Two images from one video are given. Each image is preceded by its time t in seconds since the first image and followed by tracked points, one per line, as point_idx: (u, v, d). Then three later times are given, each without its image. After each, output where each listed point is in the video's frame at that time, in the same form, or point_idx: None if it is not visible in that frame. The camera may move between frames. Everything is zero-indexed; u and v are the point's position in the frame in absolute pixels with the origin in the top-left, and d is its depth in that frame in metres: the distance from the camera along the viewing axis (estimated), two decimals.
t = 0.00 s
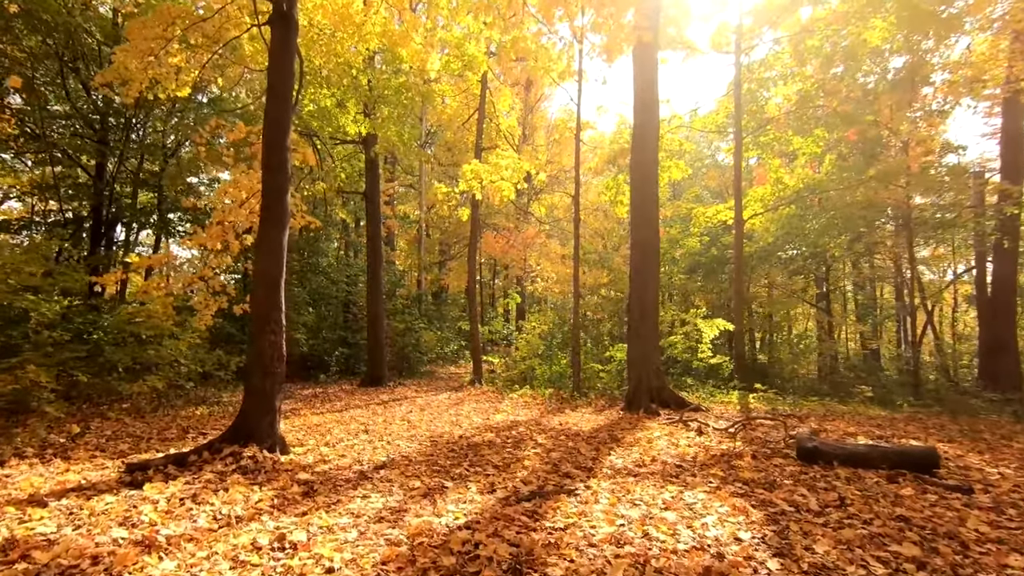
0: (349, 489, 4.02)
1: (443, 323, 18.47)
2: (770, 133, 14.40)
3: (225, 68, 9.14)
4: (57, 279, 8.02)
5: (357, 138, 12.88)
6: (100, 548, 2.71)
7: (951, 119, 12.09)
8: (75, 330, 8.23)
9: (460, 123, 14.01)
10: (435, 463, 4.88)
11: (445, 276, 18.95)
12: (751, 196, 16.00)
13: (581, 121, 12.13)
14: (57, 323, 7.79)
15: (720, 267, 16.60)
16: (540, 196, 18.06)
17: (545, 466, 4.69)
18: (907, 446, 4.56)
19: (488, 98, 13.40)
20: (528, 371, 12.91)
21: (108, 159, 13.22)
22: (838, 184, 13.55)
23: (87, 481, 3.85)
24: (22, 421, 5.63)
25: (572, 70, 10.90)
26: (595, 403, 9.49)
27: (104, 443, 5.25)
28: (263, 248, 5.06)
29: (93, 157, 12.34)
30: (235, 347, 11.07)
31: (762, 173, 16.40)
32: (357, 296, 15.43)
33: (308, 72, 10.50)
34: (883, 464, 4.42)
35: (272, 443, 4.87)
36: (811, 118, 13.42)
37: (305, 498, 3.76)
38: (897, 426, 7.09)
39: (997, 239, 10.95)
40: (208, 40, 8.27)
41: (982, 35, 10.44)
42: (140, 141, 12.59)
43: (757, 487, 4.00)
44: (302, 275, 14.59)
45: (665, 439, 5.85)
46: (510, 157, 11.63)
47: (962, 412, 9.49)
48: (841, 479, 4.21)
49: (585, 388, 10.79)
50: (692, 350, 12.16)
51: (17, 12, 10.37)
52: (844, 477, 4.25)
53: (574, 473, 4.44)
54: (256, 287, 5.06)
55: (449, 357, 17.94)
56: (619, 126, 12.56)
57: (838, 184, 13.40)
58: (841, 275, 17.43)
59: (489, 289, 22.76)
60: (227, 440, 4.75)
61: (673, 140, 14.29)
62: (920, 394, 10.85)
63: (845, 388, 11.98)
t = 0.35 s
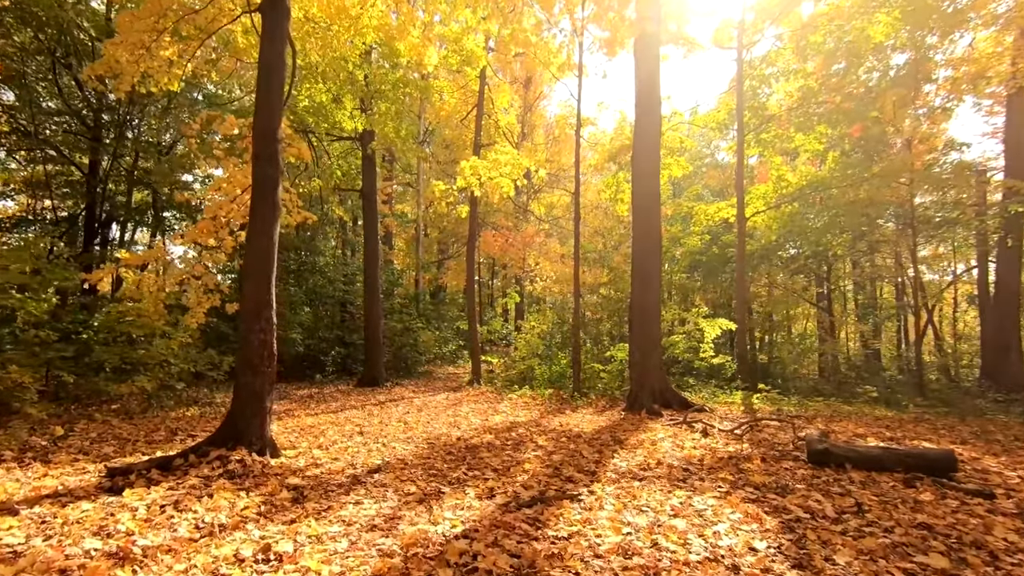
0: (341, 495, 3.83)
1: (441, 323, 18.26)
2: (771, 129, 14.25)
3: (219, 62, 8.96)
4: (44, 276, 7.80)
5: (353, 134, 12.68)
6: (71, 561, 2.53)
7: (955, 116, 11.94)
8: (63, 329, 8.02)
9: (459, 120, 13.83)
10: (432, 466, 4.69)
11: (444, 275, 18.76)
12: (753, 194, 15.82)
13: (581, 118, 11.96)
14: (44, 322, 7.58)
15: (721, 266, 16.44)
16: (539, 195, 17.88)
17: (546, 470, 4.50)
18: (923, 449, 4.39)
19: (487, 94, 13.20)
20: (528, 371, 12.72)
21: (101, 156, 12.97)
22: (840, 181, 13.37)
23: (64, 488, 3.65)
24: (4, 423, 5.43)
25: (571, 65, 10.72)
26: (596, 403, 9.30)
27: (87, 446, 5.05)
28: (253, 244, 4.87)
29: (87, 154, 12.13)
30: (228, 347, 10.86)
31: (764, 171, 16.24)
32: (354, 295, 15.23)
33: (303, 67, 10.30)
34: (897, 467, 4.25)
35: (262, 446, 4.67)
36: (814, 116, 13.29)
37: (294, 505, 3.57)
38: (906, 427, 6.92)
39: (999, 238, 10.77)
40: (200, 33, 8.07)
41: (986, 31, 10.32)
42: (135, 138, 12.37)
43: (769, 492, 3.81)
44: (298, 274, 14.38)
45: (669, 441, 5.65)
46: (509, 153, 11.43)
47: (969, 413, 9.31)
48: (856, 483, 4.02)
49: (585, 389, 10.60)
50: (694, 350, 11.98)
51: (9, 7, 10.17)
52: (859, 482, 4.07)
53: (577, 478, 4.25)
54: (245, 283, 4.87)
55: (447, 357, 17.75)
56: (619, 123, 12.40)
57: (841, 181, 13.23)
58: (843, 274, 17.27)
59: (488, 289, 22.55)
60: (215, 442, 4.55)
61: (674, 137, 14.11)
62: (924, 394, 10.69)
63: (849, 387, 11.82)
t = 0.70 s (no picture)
0: (332, 505, 3.64)
1: (439, 323, 18.08)
2: (776, 127, 13.55)
3: (211, 55, 8.73)
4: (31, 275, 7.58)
5: (351, 131, 12.49)
6: None
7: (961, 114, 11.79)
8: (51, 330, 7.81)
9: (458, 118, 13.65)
10: (428, 473, 4.49)
11: (443, 275, 18.59)
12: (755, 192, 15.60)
13: (582, 115, 11.76)
14: (31, 323, 7.38)
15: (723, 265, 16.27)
16: (538, 193, 17.67)
17: (547, 477, 4.30)
18: (940, 454, 4.20)
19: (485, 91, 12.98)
20: (527, 372, 12.55)
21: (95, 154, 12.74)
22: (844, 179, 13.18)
23: (39, 497, 3.45)
24: None
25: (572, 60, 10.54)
26: (598, 405, 9.12)
27: (70, 451, 4.84)
28: (242, 241, 4.67)
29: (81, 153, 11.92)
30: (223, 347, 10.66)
31: (766, 169, 16.04)
32: (352, 295, 15.04)
33: (299, 63, 10.11)
34: (916, 473, 4.06)
35: (251, 452, 4.47)
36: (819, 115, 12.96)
37: (282, 516, 3.38)
38: (917, 430, 6.73)
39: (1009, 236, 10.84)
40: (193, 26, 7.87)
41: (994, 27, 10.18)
42: (130, 136, 12.14)
43: (784, 502, 3.62)
44: (295, 274, 14.19)
45: (675, 446, 5.46)
46: (509, 150, 11.23)
47: (977, 415, 9.14)
48: (874, 493, 3.83)
49: (586, 390, 10.42)
50: (696, 351, 11.79)
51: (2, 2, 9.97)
52: (876, 490, 3.87)
53: (580, 486, 4.05)
54: (234, 282, 4.67)
55: (446, 357, 17.56)
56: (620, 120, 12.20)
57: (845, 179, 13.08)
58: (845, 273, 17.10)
59: (487, 288, 22.39)
60: (202, 448, 4.34)
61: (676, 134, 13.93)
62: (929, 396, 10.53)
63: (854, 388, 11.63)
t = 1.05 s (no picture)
0: (325, 516, 3.47)
1: (439, 324, 17.92)
2: (779, 125, 13.25)
3: (207, 52, 8.58)
4: (22, 276, 7.40)
5: (350, 130, 12.34)
6: None
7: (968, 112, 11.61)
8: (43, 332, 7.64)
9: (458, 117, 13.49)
10: (427, 481, 4.32)
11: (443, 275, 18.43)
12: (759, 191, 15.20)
13: (584, 113, 11.57)
14: (22, 325, 7.21)
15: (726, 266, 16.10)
16: (539, 193, 17.52)
17: (551, 486, 4.13)
18: (960, 462, 4.03)
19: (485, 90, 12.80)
20: (529, 374, 12.38)
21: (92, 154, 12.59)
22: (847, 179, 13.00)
23: (17, 510, 3.28)
24: None
25: (575, 57, 10.38)
26: (601, 408, 8.96)
27: (57, 458, 4.68)
28: (234, 241, 4.50)
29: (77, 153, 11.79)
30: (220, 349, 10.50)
31: (769, 168, 15.82)
32: (351, 296, 14.89)
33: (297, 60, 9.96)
34: (936, 482, 3.89)
35: (243, 459, 4.29)
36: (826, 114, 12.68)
37: (273, 529, 3.21)
38: (930, 434, 6.54)
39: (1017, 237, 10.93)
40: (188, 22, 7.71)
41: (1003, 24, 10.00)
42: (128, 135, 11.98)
43: (800, 514, 3.45)
44: (293, 275, 14.03)
45: (682, 452, 5.28)
46: (510, 148, 11.07)
47: (988, 417, 8.96)
48: (894, 504, 3.65)
49: (588, 393, 10.25)
50: (700, 352, 11.61)
51: None
52: (895, 501, 3.69)
53: (585, 495, 3.88)
54: (227, 282, 4.49)
55: (446, 358, 17.42)
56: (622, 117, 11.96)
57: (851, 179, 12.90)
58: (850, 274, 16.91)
59: (488, 289, 22.23)
60: (192, 455, 4.17)
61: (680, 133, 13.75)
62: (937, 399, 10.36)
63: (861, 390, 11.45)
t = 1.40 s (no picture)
0: (324, 524, 3.29)
1: (442, 324, 17.76)
2: (786, 122, 12.99)
3: (206, 46, 8.43)
4: (17, 274, 7.25)
5: (351, 127, 12.18)
6: None
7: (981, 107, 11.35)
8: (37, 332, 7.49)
9: (460, 114, 13.32)
10: (430, 486, 4.14)
11: (446, 274, 18.28)
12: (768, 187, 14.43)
13: (589, 109, 11.35)
14: (15, 324, 7.06)
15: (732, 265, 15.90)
16: (543, 192, 17.35)
17: (559, 492, 3.94)
18: (990, 467, 3.83)
19: (488, 87, 12.63)
20: (533, 374, 12.21)
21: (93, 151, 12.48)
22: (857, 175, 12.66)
23: None
24: None
25: (580, 52, 10.20)
26: (607, 410, 8.78)
27: (47, 461, 4.52)
28: (230, 237, 4.33)
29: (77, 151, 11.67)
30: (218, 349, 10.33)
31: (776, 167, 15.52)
32: (353, 295, 14.73)
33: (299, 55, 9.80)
34: (965, 489, 3.71)
35: (238, 462, 4.12)
36: (835, 110, 12.37)
37: (268, 538, 3.04)
38: (949, 437, 6.33)
39: None
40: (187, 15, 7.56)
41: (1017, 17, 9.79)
42: (128, 133, 11.87)
43: (825, 523, 3.26)
44: (294, 274, 13.87)
45: (694, 455, 5.09)
46: (514, 145, 10.88)
47: (1004, 419, 8.75)
48: (922, 512, 3.46)
49: (593, 394, 10.06)
50: (708, 353, 11.41)
51: None
52: (924, 510, 3.49)
53: (597, 502, 3.69)
54: (222, 279, 4.32)
55: (449, 358, 17.26)
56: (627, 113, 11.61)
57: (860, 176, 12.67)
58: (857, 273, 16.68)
59: (490, 289, 22.08)
60: (185, 460, 4.00)
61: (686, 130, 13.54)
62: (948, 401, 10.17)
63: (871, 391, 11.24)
